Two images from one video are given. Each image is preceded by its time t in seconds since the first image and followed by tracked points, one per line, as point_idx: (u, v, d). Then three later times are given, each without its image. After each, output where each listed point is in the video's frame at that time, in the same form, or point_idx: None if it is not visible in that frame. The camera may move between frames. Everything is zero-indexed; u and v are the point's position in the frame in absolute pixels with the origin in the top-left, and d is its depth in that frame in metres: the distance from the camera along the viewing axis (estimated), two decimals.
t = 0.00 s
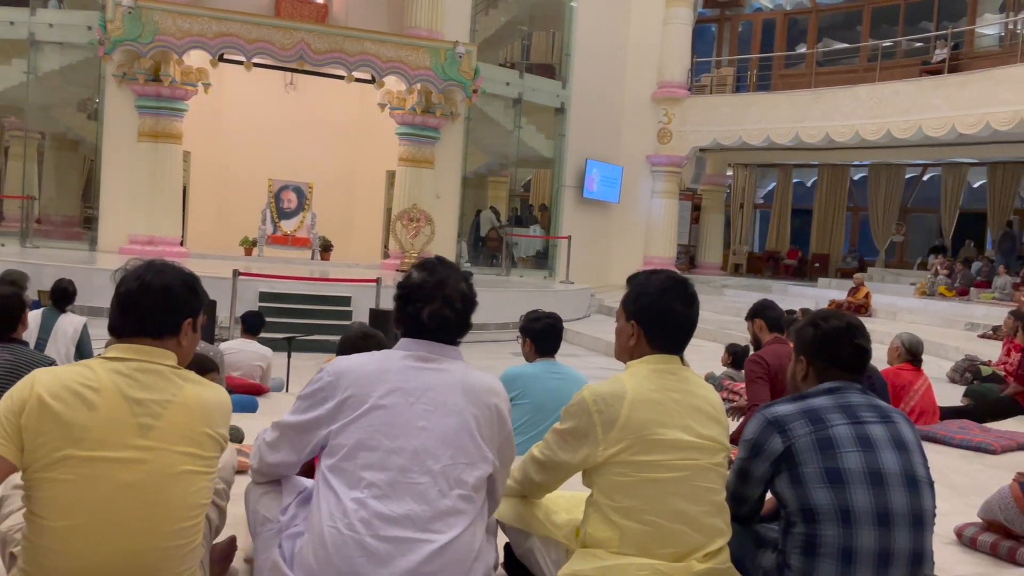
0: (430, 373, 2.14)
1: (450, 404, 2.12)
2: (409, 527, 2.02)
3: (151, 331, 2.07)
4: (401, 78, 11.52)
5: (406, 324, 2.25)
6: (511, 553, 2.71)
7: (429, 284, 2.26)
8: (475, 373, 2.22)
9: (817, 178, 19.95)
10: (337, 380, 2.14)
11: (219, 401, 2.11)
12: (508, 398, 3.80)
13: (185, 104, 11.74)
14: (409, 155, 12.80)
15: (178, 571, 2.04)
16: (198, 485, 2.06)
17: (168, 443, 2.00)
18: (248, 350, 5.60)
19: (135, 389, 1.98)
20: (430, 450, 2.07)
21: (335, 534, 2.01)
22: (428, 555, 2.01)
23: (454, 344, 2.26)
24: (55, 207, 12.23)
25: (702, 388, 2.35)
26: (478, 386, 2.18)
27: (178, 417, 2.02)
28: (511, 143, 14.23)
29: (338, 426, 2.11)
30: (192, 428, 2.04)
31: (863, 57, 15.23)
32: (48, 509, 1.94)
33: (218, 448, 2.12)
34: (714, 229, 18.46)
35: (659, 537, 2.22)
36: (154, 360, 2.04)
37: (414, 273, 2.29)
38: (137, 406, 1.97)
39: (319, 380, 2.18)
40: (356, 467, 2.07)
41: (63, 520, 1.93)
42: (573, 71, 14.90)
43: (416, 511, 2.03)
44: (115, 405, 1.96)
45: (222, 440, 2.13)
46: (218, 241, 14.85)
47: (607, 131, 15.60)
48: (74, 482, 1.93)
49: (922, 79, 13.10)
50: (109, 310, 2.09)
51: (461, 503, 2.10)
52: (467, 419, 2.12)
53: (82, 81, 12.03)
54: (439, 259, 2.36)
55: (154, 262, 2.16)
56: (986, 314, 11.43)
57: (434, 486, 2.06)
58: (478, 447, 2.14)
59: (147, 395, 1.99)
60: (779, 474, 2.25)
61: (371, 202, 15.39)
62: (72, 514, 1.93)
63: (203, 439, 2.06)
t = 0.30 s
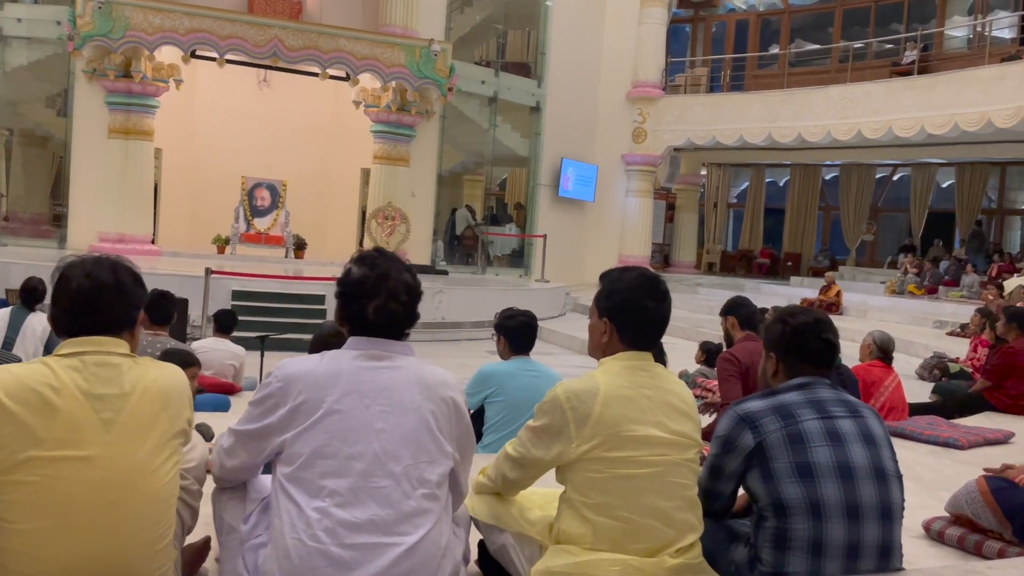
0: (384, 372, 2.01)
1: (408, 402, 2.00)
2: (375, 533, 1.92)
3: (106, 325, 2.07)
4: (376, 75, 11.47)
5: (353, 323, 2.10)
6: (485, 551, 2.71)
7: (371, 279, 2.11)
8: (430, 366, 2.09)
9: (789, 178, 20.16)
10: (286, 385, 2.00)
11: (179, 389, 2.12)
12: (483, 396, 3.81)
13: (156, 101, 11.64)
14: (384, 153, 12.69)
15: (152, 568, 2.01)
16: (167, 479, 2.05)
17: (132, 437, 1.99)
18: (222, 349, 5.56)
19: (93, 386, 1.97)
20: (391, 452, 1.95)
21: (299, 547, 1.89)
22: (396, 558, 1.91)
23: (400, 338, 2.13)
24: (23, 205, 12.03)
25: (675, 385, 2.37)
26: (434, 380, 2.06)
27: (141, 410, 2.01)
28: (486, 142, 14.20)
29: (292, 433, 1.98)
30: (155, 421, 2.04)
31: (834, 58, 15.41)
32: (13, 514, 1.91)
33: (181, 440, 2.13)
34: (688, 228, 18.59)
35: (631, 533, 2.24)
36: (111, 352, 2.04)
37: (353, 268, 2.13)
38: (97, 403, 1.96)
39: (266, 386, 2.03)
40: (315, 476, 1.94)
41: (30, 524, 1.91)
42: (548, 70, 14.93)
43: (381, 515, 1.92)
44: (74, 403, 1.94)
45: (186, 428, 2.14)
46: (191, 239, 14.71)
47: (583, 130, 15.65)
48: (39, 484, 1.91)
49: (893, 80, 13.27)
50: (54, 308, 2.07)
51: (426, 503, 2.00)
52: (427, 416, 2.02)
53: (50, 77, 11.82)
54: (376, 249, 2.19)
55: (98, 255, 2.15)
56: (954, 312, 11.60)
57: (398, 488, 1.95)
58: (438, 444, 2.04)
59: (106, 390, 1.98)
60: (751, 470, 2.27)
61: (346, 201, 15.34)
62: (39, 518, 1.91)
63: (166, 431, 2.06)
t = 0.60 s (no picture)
0: (349, 371, 2.00)
1: (375, 402, 1.99)
2: (345, 535, 1.90)
3: (82, 319, 2.05)
4: (350, 72, 11.41)
5: (314, 323, 2.07)
6: (459, 547, 2.71)
7: (330, 276, 2.07)
8: (397, 364, 2.08)
9: (763, 177, 20.31)
10: (250, 388, 1.98)
11: (153, 383, 2.10)
12: (458, 394, 3.81)
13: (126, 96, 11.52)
14: (358, 150, 12.57)
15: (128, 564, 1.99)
16: (143, 474, 2.02)
17: (106, 430, 1.96)
18: (194, 347, 5.51)
19: (66, 377, 1.95)
20: (359, 453, 1.94)
21: (267, 552, 1.88)
22: (366, 560, 1.90)
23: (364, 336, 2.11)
24: None
25: (648, 380, 2.37)
26: (401, 378, 2.05)
27: (117, 404, 2.00)
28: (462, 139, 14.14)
29: (257, 436, 1.96)
30: (130, 416, 2.02)
31: (807, 58, 15.54)
32: None
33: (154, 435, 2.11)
34: (663, 226, 18.65)
35: (605, 529, 2.25)
36: (85, 344, 2.02)
37: (311, 265, 2.09)
38: (71, 395, 1.94)
39: (229, 388, 2.01)
40: (281, 479, 1.93)
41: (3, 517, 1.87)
42: (523, 67, 14.91)
43: (350, 517, 1.91)
44: (47, 394, 1.91)
45: (159, 423, 2.12)
46: (162, 237, 14.52)
47: (558, 128, 15.65)
48: (11, 475, 1.87)
49: (864, 80, 13.40)
50: (24, 302, 2.04)
51: (396, 503, 1.98)
52: (395, 416, 2.00)
53: (17, 71, 11.53)
54: (335, 244, 2.15)
55: (71, 252, 2.14)
56: (924, 309, 11.74)
57: (366, 490, 1.94)
58: (407, 442, 2.02)
59: (80, 383, 1.96)
60: (725, 464, 2.29)
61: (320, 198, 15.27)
62: (11, 511, 1.87)
63: (141, 426, 2.04)
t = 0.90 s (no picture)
0: (327, 367, 1.99)
1: (352, 398, 1.99)
2: (319, 529, 1.89)
3: (67, 316, 2.06)
4: (324, 67, 11.35)
5: (295, 319, 2.06)
6: (433, 542, 2.70)
7: (314, 273, 2.07)
8: (375, 360, 2.08)
9: (736, 174, 20.45)
10: (227, 381, 1.97)
11: (130, 380, 2.08)
12: (432, 390, 3.81)
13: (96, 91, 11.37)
14: (333, 146, 12.50)
15: (89, 560, 1.94)
16: (108, 468, 1.99)
17: (72, 419, 1.95)
18: (165, 345, 5.47)
19: (38, 366, 1.95)
20: (334, 448, 1.93)
21: (241, 546, 1.86)
22: (341, 555, 1.88)
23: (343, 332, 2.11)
24: None
25: (622, 374, 2.39)
26: (379, 375, 2.05)
27: (86, 395, 1.99)
28: (437, 135, 14.12)
29: (232, 431, 1.95)
30: (99, 408, 2.00)
31: (779, 56, 15.68)
32: None
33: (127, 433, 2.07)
34: (638, 223, 18.71)
35: (579, 521, 2.27)
36: (63, 339, 2.03)
37: (294, 261, 2.08)
38: (40, 383, 1.94)
39: (205, 382, 1.99)
40: (256, 473, 1.92)
41: None
42: (498, 64, 14.89)
43: (325, 511, 1.90)
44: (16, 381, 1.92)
45: (135, 421, 2.09)
46: (133, 234, 14.35)
47: (534, 125, 15.65)
48: None
49: (835, 77, 13.53)
50: (14, 297, 2.05)
51: (372, 498, 1.98)
52: (371, 411, 2.00)
53: None
54: (319, 241, 2.15)
55: (69, 253, 2.14)
56: (894, 304, 11.90)
57: (341, 485, 1.93)
58: (383, 438, 2.02)
59: (51, 372, 1.96)
60: (698, 457, 2.31)
61: (293, 195, 15.18)
62: None
63: (111, 421, 2.02)
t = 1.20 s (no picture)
0: (306, 363, 1.98)
1: (330, 395, 1.98)
2: (295, 525, 1.88)
3: (30, 305, 2.07)
4: (297, 62, 11.27)
5: (281, 315, 2.04)
6: (406, 538, 2.70)
7: (303, 269, 2.05)
8: (352, 356, 2.07)
9: (710, 170, 20.57)
10: (203, 375, 1.94)
11: (92, 366, 2.07)
12: (407, 387, 3.80)
13: (64, 85, 11.21)
14: (306, 142, 12.42)
15: (46, 541, 1.91)
16: (67, 448, 1.96)
17: (32, 398, 1.95)
18: (136, 342, 5.41)
19: None
20: (311, 444, 1.92)
21: (216, 541, 1.85)
22: (315, 551, 1.88)
23: (326, 329, 2.09)
24: None
25: (596, 369, 2.40)
26: (356, 372, 2.04)
27: (43, 377, 1.98)
28: (412, 131, 14.08)
29: (208, 426, 1.93)
30: (59, 389, 1.99)
31: (752, 52, 15.79)
32: None
33: (88, 420, 2.05)
34: (613, 218, 18.76)
35: (553, 515, 2.27)
36: (23, 327, 2.04)
37: (281, 257, 2.06)
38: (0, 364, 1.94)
39: (181, 376, 1.97)
40: (232, 468, 1.90)
41: None
42: (473, 60, 14.85)
43: (301, 507, 1.89)
44: None
45: (97, 406, 2.07)
46: (103, 230, 14.15)
47: (509, 121, 15.65)
48: None
49: (807, 74, 13.64)
50: None
51: (348, 494, 1.97)
52: (349, 408, 1.99)
53: None
54: (305, 237, 2.13)
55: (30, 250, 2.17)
56: (865, 299, 12.04)
57: (318, 480, 1.92)
58: (360, 434, 2.01)
59: (10, 354, 1.96)
60: (672, 450, 2.32)
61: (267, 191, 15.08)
62: None
63: (70, 403, 1.99)
